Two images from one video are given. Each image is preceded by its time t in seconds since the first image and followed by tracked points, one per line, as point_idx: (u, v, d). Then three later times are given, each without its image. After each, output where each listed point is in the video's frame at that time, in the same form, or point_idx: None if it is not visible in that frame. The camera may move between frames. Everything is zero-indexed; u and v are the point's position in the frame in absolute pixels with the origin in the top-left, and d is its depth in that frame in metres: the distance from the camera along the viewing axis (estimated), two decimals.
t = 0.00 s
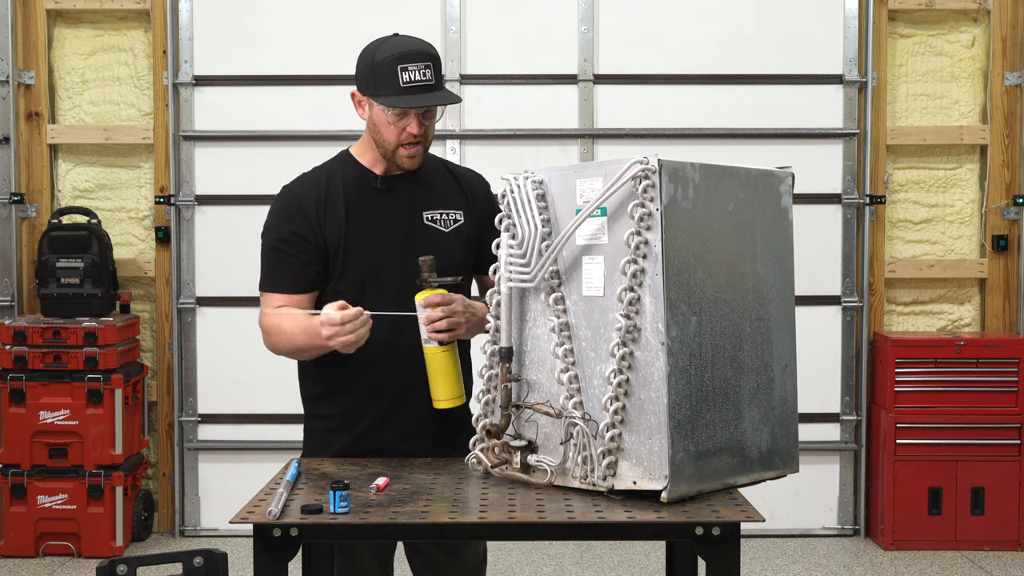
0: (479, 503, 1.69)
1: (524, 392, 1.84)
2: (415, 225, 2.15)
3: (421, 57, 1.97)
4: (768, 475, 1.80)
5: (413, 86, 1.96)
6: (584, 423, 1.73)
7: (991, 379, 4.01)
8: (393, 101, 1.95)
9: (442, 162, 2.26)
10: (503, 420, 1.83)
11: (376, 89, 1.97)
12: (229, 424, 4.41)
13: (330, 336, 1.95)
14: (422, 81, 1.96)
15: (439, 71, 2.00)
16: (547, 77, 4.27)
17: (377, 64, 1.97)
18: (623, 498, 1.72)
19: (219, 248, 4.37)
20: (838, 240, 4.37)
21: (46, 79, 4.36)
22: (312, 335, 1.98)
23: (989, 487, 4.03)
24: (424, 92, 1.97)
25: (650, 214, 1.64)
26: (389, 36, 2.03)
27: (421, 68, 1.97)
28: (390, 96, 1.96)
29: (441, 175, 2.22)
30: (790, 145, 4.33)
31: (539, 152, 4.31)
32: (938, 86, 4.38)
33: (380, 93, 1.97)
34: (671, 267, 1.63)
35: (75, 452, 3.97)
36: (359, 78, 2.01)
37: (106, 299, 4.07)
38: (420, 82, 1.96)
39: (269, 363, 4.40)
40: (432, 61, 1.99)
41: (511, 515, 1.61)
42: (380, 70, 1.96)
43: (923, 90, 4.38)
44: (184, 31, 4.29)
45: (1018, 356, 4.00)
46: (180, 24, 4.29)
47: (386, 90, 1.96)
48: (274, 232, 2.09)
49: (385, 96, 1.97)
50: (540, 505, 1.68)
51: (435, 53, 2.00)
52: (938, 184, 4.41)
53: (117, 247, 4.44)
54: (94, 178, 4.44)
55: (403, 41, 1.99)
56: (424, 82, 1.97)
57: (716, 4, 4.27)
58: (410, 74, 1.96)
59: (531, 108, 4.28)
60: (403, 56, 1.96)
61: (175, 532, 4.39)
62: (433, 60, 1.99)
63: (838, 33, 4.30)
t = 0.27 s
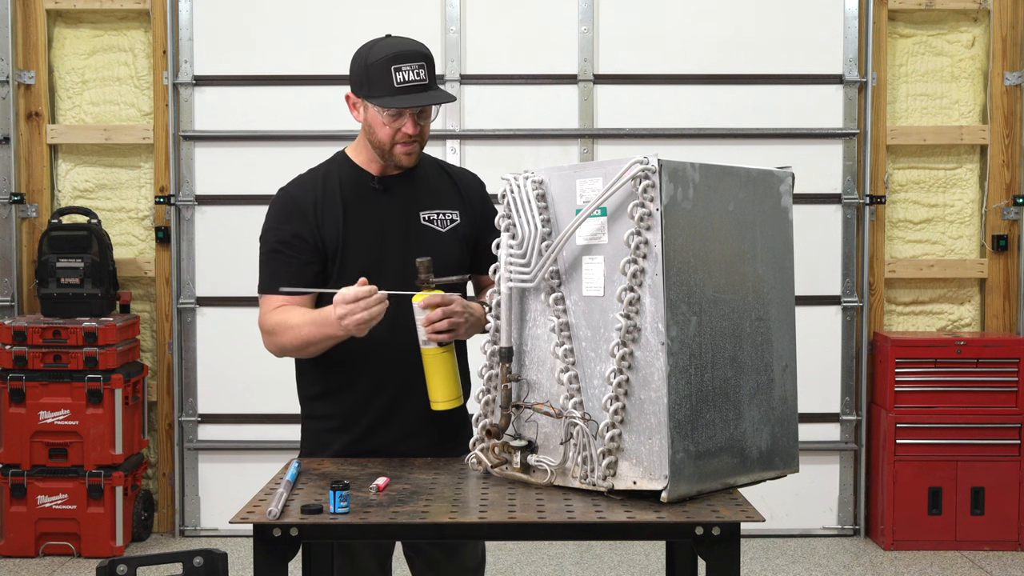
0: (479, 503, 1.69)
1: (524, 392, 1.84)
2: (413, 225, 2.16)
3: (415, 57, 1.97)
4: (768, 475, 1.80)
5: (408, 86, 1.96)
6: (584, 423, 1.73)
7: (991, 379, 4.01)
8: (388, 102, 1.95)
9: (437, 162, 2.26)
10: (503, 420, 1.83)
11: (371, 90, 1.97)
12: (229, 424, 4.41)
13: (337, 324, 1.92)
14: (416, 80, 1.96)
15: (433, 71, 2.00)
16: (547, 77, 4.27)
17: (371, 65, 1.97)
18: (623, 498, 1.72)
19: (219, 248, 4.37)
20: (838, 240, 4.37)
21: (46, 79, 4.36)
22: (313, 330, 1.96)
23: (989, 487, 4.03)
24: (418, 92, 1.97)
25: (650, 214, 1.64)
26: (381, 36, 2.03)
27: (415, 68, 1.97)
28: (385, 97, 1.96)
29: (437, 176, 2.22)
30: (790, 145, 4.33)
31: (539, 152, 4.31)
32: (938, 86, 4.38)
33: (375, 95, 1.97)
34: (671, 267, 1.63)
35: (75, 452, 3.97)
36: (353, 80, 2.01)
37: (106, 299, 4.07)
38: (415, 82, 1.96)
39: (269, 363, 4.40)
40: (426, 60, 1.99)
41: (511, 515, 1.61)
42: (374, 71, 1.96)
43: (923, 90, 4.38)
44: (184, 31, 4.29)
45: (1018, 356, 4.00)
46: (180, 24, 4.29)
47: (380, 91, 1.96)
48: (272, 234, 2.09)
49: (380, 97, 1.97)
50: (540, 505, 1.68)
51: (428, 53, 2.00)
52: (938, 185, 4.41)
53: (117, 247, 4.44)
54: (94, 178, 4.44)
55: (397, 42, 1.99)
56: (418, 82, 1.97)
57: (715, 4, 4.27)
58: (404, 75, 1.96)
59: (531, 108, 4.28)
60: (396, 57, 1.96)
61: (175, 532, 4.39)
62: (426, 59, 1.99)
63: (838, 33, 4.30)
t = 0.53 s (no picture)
0: (479, 503, 1.69)
1: (524, 392, 1.84)
2: (406, 228, 2.15)
3: (408, 60, 1.98)
4: (769, 475, 1.80)
5: (401, 89, 1.96)
6: (584, 423, 1.73)
7: (991, 379, 4.01)
8: (382, 105, 1.95)
9: (432, 163, 2.25)
10: (503, 420, 1.83)
11: (364, 94, 1.97)
12: (229, 424, 4.41)
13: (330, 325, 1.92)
14: (410, 84, 1.97)
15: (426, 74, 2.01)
16: (547, 77, 4.27)
17: (364, 68, 1.97)
18: (623, 498, 1.72)
19: (218, 248, 4.37)
20: (838, 240, 4.37)
21: (46, 79, 4.36)
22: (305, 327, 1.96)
23: (989, 488, 4.03)
24: (412, 95, 1.98)
25: (650, 214, 1.64)
26: (373, 40, 2.04)
27: (408, 72, 1.97)
28: (379, 101, 1.96)
29: (431, 177, 2.22)
30: (790, 145, 4.33)
31: (538, 152, 4.31)
32: (938, 86, 4.38)
33: (369, 99, 1.97)
34: (671, 267, 1.63)
35: (75, 452, 3.97)
36: (346, 84, 2.01)
37: (106, 299, 4.07)
38: (408, 85, 1.97)
39: (269, 363, 4.40)
40: (419, 63, 1.99)
41: (511, 515, 1.61)
42: (367, 74, 1.96)
43: (923, 90, 4.38)
44: (184, 31, 4.30)
45: (1018, 356, 4.00)
46: (179, 24, 4.29)
47: (374, 95, 1.96)
48: (265, 236, 2.09)
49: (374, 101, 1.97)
50: (540, 505, 1.68)
51: (421, 56, 2.01)
52: (938, 185, 4.41)
53: (117, 247, 4.44)
54: (94, 177, 4.44)
55: (389, 46, 2.00)
56: (412, 85, 1.97)
57: (715, 4, 4.27)
58: (398, 78, 1.96)
59: (531, 108, 4.29)
60: (389, 60, 1.96)
61: (175, 532, 4.39)
62: (419, 62, 2.00)
63: (838, 33, 4.30)
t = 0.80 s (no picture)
0: (479, 503, 1.69)
1: (524, 392, 1.84)
2: (403, 228, 2.16)
3: (401, 58, 1.97)
4: (769, 475, 1.80)
5: (394, 88, 1.96)
6: (584, 423, 1.73)
7: (991, 379, 4.01)
8: (375, 104, 1.95)
9: (429, 163, 2.25)
10: (503, 420, 1.83)
11: (358, 94, 1.97)
12: (229, 424, 4.41)
13: (349, 311, 1.89)
14: (403, 82, 1.96)
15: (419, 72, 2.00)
16: (547, 77, 4.27)
17: (357, 69, 1.97)
18: (623, 498, 1.72)
19: (219, 248, 4.37)
20: (838, 240, 4.37)
21: (46, 79, 4.36)
22: (323, 316, 1.94)
23: (989, 488, 4.03)
24: (405, 94, 1.97)
25: (650, 214, 1.64)
26: (367, 39, 2.04)
27: (401, 70, 1.97)
28: (372, 100, 1.96)
29: (428, 178, 2.22)
30: (790, 145, 4.33)
31: (539, 152, 4.31)
32: (938, 86, 4.38)
33: (362, 98, 1.97)
34: (671, 267, 1.63)
35: (75, 452, 3.97)
36: (340, 84, 2.01)
37: (106, 299, 4.07)
38: (401, 83, 1.96)
39: (269, 363, 4.40)
40: (411, 62, 1.99)
41: (511, 515, 1.61)
42: (360, 74, 1.96)
43: (923, 90, 4.38)
44: (184, 31, 4.30)
45: (1018, 357, 4.00)
46: (179, 24, 4.29)
47: (367, 94, 1.96)
48: (264, 235, 2.09)
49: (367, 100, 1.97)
50: (540, 505, 1.68)
51: (414, 54, 2.01)
52: (938, 185, 4.41)
53: (117, 247, 4.44)
54: (94, 177, 4.43)
55: (381, 45, 2.00)
56: (404, 84, 1.97)
57: (715, 4, 4.27)
58: (390, 77, 1.96)
59: (531, 108, 4.29)
60: (382, 59, 1.96)
61: (175, 532, 4.39)
62: (411, 60, 1.99)
63: (838, 33, 4.30)
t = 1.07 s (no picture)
0: (478, 503, 1.69)
1: (524, 392, 1.84)
2: (401, 228, 2.16)
3: (400, 56, 1.97)
4: (768, 475, 1.80)
5: (392, 85, 1.96)
6: (584, 423, 1.73)
7: (991, 379, 4.01)
8: (373, 101, 1.95)
9: (428, 164, 2.26)
10: (503, 420, 1.83)
11: (356, 91, 1.97)
12: (229, 424, 4.41)
13: (360, 299, 1.89)
14: (402, 80, 1.96)
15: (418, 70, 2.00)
16: (547, 77, 4.27)
17: (356, 66, 1.97)
18: (623, 498, 1.72)
19: (218, 248, 4.37)
20: (838, 240, 4.37)
21: (46, 79, 4.36)
22: (332, 305, 1.94)
23: (989, 488, 4.03)
24: (403, 91, 1.97)
25: (650, 214, 1.64)
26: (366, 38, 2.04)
27: (399, 68, 1.97)
28: (370, 97, 1.96)
29: (425, 178, 2.22)
30: (790, 145, 4.33)
31: (539, 152, 4.31)
32: (938, 86, 4.38)
33: (361, 95, 1.97)
34: (671, 267, 1.63)
35: (75, 452, 3.97)
36: (338, 82, 2.01)
37: (106, 299, 4.07)
38: (400, 80, 1.96)
39: (269, 363, 4.40)
40: (410, 60, 1.99)
41: (511, 515, 1.61)
42: (359, 71, 1.96)
43: (923, 90, 4.38)
44: (184, 31, 4.30)
45: (1018, 357, 4.00)
46: (179, 24, 4.29)
47: (365, 91, 1.96)
48: (264, 233, 2.08)
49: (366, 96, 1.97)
50: (540, 505, 1.68)
51: (412, 52, 2.01)
52: (938, 185, 4.41)
53: (117, 247, 4.44)
54: (94, 178, 4.44)
55: (380, 42, 2.00)
56: (403, 81, 1.97)
57: (715, 4, 4.27)
58: (389, 74, 1.96)
59: (530, 108, 4.29)
60: (380, 57, 1.96)
61: (175, 532, 4.39)
62: (410, 59, 1.99)
63: (838, 33, 4.30)
